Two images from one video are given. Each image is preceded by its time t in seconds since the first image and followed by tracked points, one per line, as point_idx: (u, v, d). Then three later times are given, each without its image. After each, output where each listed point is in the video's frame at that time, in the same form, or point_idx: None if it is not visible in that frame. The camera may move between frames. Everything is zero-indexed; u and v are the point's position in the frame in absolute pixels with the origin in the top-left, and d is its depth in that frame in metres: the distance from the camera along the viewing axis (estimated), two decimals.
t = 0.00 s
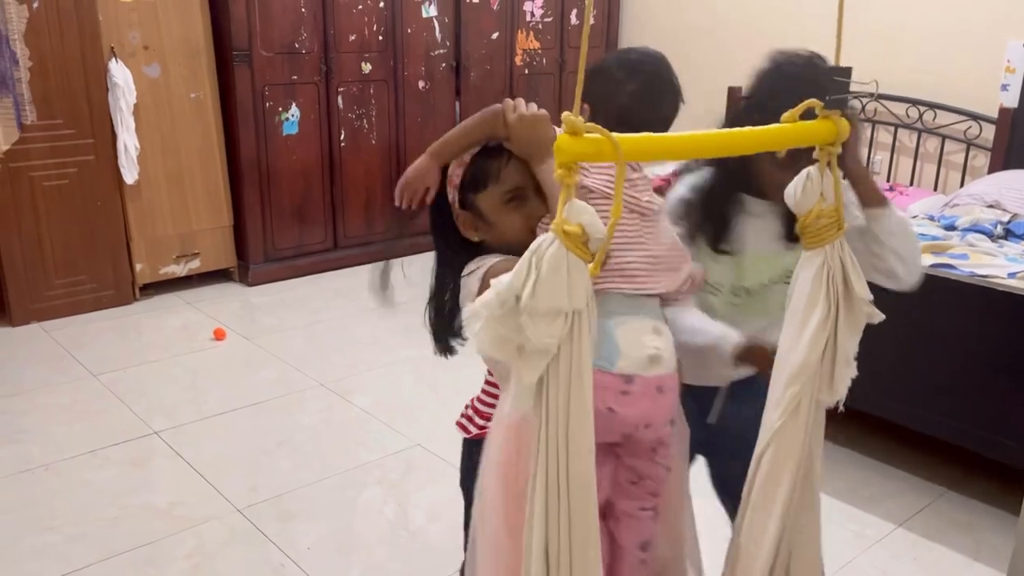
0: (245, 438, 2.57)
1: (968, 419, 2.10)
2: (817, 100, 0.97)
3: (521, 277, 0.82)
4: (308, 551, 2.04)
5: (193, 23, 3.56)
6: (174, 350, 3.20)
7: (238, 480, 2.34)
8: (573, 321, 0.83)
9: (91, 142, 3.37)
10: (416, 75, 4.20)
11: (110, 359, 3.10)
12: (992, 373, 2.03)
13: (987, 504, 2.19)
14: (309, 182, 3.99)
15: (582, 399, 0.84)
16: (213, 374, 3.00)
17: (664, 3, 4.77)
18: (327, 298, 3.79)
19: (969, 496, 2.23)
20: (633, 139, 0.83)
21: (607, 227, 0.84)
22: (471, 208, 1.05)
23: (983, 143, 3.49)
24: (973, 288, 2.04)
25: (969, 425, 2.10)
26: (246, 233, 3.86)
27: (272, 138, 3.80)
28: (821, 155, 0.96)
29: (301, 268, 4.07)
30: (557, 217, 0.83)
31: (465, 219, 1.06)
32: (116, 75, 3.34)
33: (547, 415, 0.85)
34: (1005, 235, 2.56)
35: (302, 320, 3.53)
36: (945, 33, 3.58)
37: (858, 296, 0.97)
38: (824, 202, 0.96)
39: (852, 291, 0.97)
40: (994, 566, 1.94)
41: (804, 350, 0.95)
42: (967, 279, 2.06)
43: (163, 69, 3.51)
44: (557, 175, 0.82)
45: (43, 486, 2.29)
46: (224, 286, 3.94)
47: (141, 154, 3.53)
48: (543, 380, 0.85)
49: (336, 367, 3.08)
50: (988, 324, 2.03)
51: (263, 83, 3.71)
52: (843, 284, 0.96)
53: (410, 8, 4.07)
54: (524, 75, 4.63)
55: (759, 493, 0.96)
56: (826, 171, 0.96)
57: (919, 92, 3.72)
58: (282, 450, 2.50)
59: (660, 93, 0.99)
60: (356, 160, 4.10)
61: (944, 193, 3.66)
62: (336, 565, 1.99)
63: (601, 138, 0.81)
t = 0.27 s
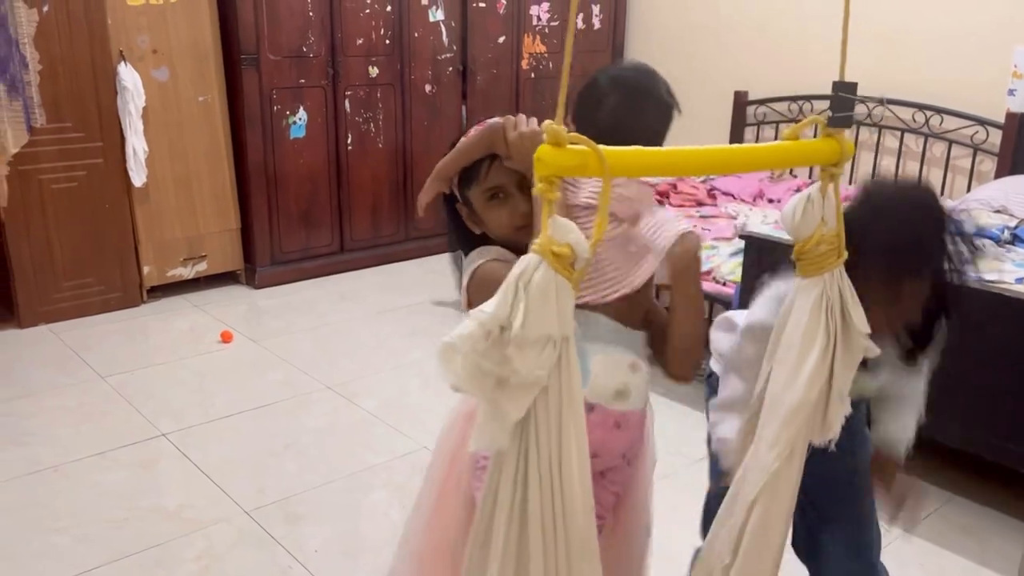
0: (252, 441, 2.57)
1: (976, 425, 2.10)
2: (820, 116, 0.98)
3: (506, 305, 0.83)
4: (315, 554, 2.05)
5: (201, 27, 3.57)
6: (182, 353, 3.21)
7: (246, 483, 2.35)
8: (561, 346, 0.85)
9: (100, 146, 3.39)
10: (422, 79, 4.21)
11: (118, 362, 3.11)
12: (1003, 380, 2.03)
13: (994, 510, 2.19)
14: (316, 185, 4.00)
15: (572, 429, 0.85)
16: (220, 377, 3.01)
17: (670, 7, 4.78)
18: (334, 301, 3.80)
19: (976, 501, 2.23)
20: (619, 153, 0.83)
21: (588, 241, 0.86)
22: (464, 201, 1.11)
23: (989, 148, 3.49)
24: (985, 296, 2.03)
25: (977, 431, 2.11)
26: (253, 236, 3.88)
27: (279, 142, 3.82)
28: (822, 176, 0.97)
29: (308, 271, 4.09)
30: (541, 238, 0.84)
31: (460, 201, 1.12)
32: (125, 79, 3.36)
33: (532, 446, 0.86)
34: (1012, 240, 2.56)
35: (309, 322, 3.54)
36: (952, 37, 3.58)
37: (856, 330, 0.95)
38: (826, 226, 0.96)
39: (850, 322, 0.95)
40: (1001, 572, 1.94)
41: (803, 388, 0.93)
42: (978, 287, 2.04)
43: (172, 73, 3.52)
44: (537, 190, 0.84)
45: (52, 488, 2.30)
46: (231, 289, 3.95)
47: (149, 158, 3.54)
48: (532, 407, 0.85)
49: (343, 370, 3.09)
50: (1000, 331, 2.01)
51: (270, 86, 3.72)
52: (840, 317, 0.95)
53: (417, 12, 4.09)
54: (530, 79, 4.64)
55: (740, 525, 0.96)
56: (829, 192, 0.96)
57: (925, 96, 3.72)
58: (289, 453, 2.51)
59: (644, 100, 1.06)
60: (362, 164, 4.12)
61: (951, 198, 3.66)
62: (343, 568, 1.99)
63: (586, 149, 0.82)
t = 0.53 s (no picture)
0: (260, 442, 2.58)
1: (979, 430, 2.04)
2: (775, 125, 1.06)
3: (439, 294, 0.88)
4: (323, 555, 2.05)
5: (209, 29, 3.58)
6: (190, 354, 3.22)
7: (254, 484, 2.36)
8: (499, 330, 0.90)
9: (109, 147, 3.40)
10: (430, 82, 4.22)
11: (126, 363, 3.13)
12: (1004, 384, 1.97)
13: (1003, 515, 2.19)
14: (323, 187, 4.01)
15: (514, 413, 0.91)
16: (228, 378, 3.02)
17: (678, 9, 4.77)
18: (340, 303, 3.81)
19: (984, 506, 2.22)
20: (557, 149, 0.90)
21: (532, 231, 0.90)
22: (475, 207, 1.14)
23: (997, 152, 3.49)
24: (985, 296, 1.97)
25: (980, 437, 2.03)
26: (260, 238, 3.89)
27: (287, 144, 3.82)
28: (799, 182, 1.07)
29: (315, 273, 4.10)
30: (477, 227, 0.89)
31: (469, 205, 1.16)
32: (134, 80, 3.37)
33: (482, 430, 0.92)
34: (1020, 245, 2.56)
35: (316, 324, 3.55)
36: (960, 40, 3.58)
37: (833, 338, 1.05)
38: (799, 238, 1.06)
39: (828, 341, 1.05)
40: None
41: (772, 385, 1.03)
42: (979, 288, 1.99)
43: (181, 76, 3.54)
44: (477, 180, 0.90)
45: (61, 488, 2.31)
46: (239, 291, 3.96)
47: (158, 159, 3.55)
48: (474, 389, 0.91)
49: (350, 372, 3.10)
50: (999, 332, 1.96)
51: (278, 89, 3.74)
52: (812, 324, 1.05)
53: (424, 14, 4.09)
54: (536, 81, 4.64)
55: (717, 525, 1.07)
56: (801, 205, 1.07)
57: (932, 100, 3.72)
58: (297, 454, 2.52)
59: (662, 135, 1.12)
60: (370, 166, 4.13)
61: (958, 202, 3.65)
62: (351, 569, 2.00)
63: (524, 143, 0.89)
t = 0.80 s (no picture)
0: (266, 444, 2.58)
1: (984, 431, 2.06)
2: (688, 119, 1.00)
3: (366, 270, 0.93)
4: (330, 557, 2.05)
5: (218, 31, 3.59)
6: (197, 355, 3.23)
7: (260, 486, 2.36)
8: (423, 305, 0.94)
9: (117, 149, 3.41)
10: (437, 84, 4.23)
11: (134, 364, 3.13)
12: (1009, 388, 1.99)
13: (1012, 520, 2.17)
14: (331, 189, 4.01)
15: (439, 389, 0.96)
16: (235, 380, 3.02)
17: (686, 12, 4.77)
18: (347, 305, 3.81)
19: (994, 512, 2.21)
20: (486, 135, 0.90)
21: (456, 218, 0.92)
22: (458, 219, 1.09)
23: (1006, 156, 3.48)
24: (992, 302, 1.98)
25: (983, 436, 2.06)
26: (268, 239, 3.89)
27: (294, 146, 3.83)
28: (691, 176, 0.99)
29: (322, 275, 4.10)
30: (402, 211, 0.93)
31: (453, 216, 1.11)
32: (143, 82, 3.38)
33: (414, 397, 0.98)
34: None
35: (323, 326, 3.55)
36: (966, 43, 3.58)
37: (751, 342, 1.00)
38: (693, 230, 0.98)
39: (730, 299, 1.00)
40: None
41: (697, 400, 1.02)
42: (987, 292, 1.98)
43: (189, 77, 3.55)
44: (405, 162, 0.93)
45: (68, 489, 2.32)
46: (246, 292, 3.97)
47: (166, 160, 3.56)
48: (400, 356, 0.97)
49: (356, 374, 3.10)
50: (1004, 336, 1.97)
51: (286, 91, 3.75)
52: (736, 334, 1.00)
53: (431, 16, 4.10)
54: (544, 83, 4.64)
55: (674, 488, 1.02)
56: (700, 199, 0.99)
57: (941, 103, 3.71)
58: (304, 456, 2.52)
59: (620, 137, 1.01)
60: (377, 168, 4.13)
61: (967, 206, 3.64)
62: (357, 571, 2.00)
63: (452, 129, 0.90)
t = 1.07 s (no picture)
0: (273, 444, 2.59)
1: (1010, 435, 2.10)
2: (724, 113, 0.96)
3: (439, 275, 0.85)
4: (336, 558, 2.05)
5: (227, 32, 3.61)
6: (204, 355, 3.24)
7: (267, 486, 2.36)
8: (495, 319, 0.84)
9: (127, 150, 3.43)
10: (446, 86, 4.23)
11: (142, 364, 3.14)
12: None
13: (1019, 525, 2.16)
14: (339, 190, 4.02)
15: (499, 412, 0.85)
16: (242, 380, 3.03)
17: (695, 14, 4.77)
18: (354, 306, 3.82)
19: (1001, 516, 2.20)
20: (568, 143, 0.81)
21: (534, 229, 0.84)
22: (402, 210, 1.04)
23: (1016, 158, 3.46)
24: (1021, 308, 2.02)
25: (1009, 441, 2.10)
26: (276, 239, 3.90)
27: (303, 147, 3.84)
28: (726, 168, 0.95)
29: (330, 275, 4.11)
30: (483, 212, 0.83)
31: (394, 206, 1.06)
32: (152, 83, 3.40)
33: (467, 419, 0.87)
34: None
35: (329, 327, 3.56)
36: (975, 45, 3.57)
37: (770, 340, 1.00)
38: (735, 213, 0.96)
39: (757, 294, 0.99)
40: None
41: (714, 355, 0.97)
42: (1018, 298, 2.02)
43: (199, 78, 3.56)
44: (489, 175, 0.82)
45: (76, 488, 2.33)
46: (254, 293, 3.98)
47: (175, 161, 3.58)
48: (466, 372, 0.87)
49: (363, 375, 3.10)
50: None
51: (295, 92, 3.76)
52: (746, 284, 0.98)
53: (440, 18, 4.10)
54: (552, 85, 4.64)
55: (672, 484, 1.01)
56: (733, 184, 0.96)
57: (950, 105, 3.70)
58: (311, 456, 2.52)
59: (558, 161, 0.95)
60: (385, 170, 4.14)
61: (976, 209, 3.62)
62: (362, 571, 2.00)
63: (534, 141, 0.80)
